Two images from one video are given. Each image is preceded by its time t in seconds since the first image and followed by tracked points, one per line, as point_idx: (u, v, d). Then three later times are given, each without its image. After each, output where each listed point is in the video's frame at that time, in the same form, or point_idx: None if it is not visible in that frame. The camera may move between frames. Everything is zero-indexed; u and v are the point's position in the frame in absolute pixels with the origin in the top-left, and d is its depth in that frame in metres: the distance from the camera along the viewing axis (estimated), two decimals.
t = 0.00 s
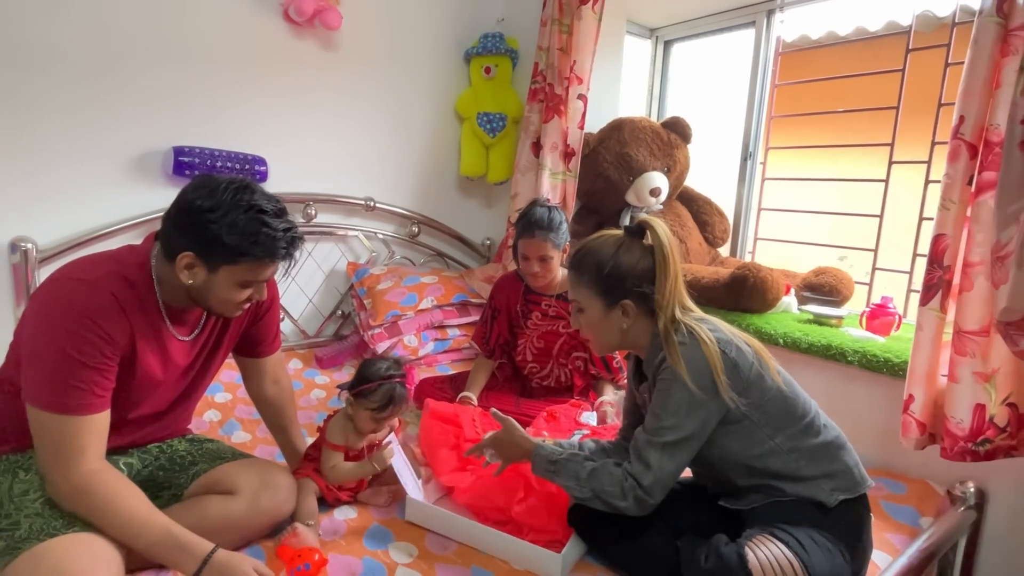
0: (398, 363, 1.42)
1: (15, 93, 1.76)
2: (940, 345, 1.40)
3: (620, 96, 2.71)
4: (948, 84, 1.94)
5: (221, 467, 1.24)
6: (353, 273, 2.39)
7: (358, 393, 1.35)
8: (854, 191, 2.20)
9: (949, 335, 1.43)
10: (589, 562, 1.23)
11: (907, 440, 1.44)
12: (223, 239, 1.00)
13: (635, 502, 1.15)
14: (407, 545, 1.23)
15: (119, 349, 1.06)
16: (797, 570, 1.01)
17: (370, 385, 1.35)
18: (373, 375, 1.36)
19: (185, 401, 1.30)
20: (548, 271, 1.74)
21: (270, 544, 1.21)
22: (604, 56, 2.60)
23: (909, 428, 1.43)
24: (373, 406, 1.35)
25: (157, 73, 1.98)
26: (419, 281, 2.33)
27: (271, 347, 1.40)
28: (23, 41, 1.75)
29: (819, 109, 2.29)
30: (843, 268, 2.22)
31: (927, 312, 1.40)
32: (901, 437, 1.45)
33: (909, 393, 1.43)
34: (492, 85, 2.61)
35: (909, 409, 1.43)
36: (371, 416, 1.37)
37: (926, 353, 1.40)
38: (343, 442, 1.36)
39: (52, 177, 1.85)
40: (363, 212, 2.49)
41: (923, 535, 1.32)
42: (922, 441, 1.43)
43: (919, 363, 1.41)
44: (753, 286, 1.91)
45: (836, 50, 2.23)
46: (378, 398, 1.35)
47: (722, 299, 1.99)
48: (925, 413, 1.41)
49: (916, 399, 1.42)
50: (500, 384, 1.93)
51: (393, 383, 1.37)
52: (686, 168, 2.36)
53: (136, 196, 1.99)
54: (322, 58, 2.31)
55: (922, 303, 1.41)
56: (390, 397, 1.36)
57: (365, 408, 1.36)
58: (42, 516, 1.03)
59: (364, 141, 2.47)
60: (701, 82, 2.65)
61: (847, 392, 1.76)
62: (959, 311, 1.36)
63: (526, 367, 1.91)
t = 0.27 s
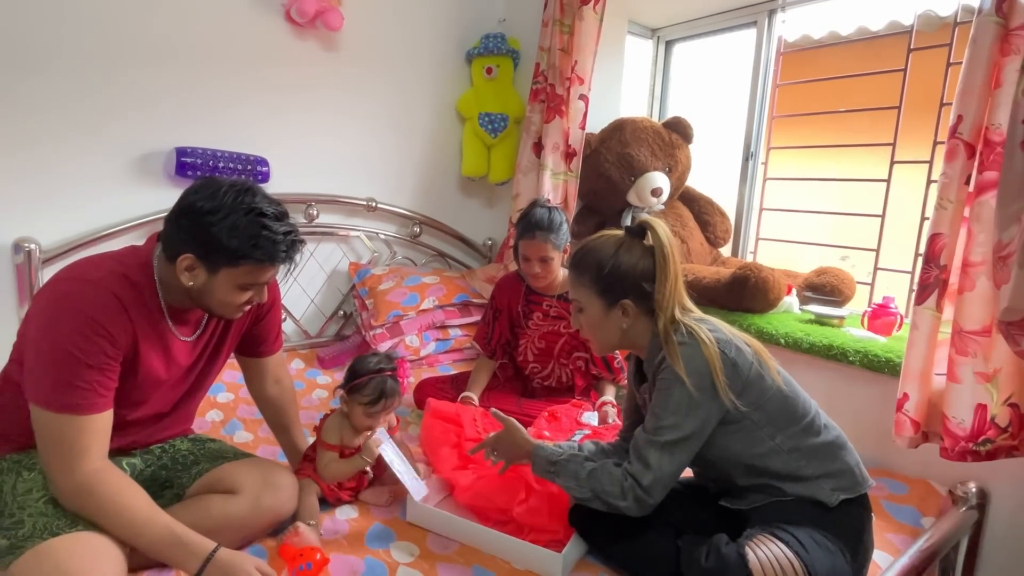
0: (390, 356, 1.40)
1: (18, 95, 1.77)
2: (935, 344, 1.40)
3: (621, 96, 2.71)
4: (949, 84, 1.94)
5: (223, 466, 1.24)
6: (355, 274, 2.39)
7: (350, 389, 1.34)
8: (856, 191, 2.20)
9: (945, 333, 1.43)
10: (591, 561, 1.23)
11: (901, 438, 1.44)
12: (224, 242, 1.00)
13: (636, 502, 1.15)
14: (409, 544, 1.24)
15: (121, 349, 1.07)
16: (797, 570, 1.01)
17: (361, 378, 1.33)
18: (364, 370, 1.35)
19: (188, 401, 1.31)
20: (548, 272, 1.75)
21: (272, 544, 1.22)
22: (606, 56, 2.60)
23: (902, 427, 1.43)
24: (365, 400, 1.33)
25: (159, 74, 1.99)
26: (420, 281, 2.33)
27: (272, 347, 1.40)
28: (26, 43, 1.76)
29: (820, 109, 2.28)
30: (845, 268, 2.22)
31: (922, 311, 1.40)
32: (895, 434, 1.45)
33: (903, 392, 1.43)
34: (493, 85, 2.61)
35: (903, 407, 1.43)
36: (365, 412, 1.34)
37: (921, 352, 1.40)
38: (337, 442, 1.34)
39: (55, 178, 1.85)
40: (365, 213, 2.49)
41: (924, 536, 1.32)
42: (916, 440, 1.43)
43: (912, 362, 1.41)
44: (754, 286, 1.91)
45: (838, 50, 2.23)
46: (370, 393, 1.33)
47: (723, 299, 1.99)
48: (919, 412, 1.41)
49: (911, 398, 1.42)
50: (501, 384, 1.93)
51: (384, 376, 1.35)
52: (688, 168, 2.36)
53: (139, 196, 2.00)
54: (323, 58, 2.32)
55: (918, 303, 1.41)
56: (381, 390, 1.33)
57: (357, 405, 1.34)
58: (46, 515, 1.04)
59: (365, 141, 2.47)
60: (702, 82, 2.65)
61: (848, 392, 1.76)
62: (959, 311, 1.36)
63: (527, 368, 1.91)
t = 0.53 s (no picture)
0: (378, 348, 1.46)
1: (23, 97, 1.78)
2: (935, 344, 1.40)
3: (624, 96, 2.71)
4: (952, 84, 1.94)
5: (227, 467, 1.24)
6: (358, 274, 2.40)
7: (338, 377, 1.39)
8: (859, 191, 2.20)
9: (945, 333, 1.43)
10: (593, 561, 1.23)
11: (899, 438, 1.44)
12: (233, 256, 1.01)
13: (614, 497, 1.15)
14: (411, 544, 1.24)
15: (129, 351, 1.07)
16: (798, 569, 1.01)
17: (349, 364, 1.38)
18: (353, 359, 1.40)
19: (195, 401, 1.31)
20: (550, 272, 1.75)
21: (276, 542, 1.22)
22: (608, 57, 2.60)
23: (900, 426, 1.44)
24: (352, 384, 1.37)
25: (163, 76, 2.00)
26: (423, 282, 2.34)
27: (276, 348, 1.42)
28: (31, 45, 1.77)
29: (823, 109, 2.28)
30: (849, 268, 2.22)
31: (921, 311, 1.40)
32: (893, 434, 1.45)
33: (902, 391, 1.43)
34: (496, 86, 2.62)
35: (902, 407, 1.43)
36: (353, 398, 1.38)
37: (919, 352, 1.40)
38: (326, 433, 1.36)
39: (60, 179, 1.86)
40: (368, 213, 2.50)
41: (926, 536, 1.31)
42: (914, 439, 1.43)
43: (910, 361, 1.41)
44: (757, 287, 1.91)
45: (840, 50, 2.23)
46: (357, 378, 1.37)
47: (725, 299, 1.99)
48: (917, 411, 1.42)
49: (910, 397, 1.42)
50: (504, 385, 1.93)
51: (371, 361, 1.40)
52: (690, 169, 2.36)
53: (143, 197, 2.01)
54: (326, 60, 2.32)
55: (915, 303, 1.41)
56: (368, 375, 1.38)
57: (345, 391, 1.38)
58: (49, 514, 1.05)
59: (368, 142, 2.48)
60: (705, 82, 2.65)
61: (851, 392, 1.76)
62: (961, 311, 1.36)
63: (530, 368, 1.91)
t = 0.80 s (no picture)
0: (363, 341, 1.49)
1: (30, 99, 1.79)
2: (936, 343, 1.40)
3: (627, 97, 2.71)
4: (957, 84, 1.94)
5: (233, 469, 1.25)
6: (362, 274, 2.41)
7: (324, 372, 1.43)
8: (863, 191, 2.19)
9: (947, 333, 1.43)
10: (596, 561, 1.23)
11: (900, 437, 1.44)
12: (266, 295, 1.02)
13: (546, 451, 1.19)
14: (415, 543, 1.24)
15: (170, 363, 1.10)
16: (799, 568, 1.01)
17: (333, 358, 1.42)
18: (336, 353, 1.44)
19: (205, 402, 1.28)
20: (553, 274, 1.75)
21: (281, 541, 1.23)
22: (611, 57, 2.60)
23: (901, 426, 1.44)
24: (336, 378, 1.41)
25: (168, 78, 2.01)
26: (427, 282, 2.35)
27: (284, 349, 1.42)
28: (37, 47, 1.78)
29: (827, 109, 2.28)
30: (853, 268, 2.22)
31: (922, 310, 1.40)
32: (893, 433, 1.46)
33: (902, 390, 1.43)
34: (499, 86, 2.62)
35: (902, 407, 1.43)
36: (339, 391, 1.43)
37: (920, 351, 1.40)
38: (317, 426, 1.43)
39: (66, 180, 1.88)
40: (372, 214, 2.51)
41: (930, 536, 1.31)
42: (915, 439, 1.43)
43: (911, 359, 1.41)
44: (760, 287, 1.91)
45: (844, 50, 2.23)
46: (340, 372, 1.41)
47: (729, 299, 2.00)
48: (918, 411, 1.42)
49: (910, 397, 1.42)
50: (507, 385, 1.94)
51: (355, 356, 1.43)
52: (693, 169, 2.36)
53: (148, 198, 2.02)
54: (330, 61, 2.33)
55: (916, 302, 1.41)
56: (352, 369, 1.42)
57: (331, 385, 1.42)
58: (49, 514, 1.04)
59: (372, 143, 2.49)
60: (708, 82, 2.65)
61: (855, 392, 1.75)
62: (965, 311, 1.35)
63: (533, 368, 1.92)
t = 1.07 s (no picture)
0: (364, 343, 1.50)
1: (35, 99, 1.80)
2: (939, 342, 1.39)
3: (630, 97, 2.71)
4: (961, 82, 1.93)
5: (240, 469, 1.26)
6: (366, 274, 2.41)
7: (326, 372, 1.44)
8: (867, 190, 2.19)
9: (949, 333, 1.43)
10: (600, 561, 1.23)
11: (903, 438, 1.44)
12: (295, 291, 1.03)
13: (533, 443, 1.19)
14: (419, 543, 1.24)
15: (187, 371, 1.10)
16: (801, 565, 1.01)
17: (334, 357, 1.44)
18: (336, 353, 1.45)
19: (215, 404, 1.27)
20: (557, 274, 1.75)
21: (286, 540, 1.23)
22: (614, 57, 2.60)
23: (903, 425, 1.43)
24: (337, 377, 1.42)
25: (173, 78, 2.02)
26: (430, 282, 2.35)
27: (293, 349, 1.42)
28: (42, 48, 1.79)
29: (832, 108, 2.27)
30: (857, 268, 2.21)
31: (926, 309, 1.39)
32: (895, 434, 1.45)
33: (905, 390, 1.43)
34: (502, 87, 2.62)
35: (904, 407, 1.43)
36: (341, 390, 1.43)
37: (923, 351, 1.40)
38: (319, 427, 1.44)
39: (72, 181, 1.88)
40: (376, 214, 2.51)
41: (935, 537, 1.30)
42: (917, 440, 1.42)
43: (914, 359, 1.41)
44: (764, 286, 1.91)
45: (848, 49, 2.22)
46: (341, 371, 1.42)
47: (732, 299, 1.99)
48: (920, 411, 1.41)
49: (913, 397, 1.41)
50: (511, 385, 1.93)
51: (355, 354, 1.44)
52: (697, 169, 2.36)
53: (153, 198, 2.03)
54: (334, 62, 2.34)
55: (919, 300, 1.40)
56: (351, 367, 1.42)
57: (332, 384, 1.43)
58: (60, 513, 1.06)
59: (376, 143, 2.49)
60: (712, 82, 2.64)
61: (860, 392, 1.75)
62: (969, 310, 1.35)
63: (537, 368, 1.92)
